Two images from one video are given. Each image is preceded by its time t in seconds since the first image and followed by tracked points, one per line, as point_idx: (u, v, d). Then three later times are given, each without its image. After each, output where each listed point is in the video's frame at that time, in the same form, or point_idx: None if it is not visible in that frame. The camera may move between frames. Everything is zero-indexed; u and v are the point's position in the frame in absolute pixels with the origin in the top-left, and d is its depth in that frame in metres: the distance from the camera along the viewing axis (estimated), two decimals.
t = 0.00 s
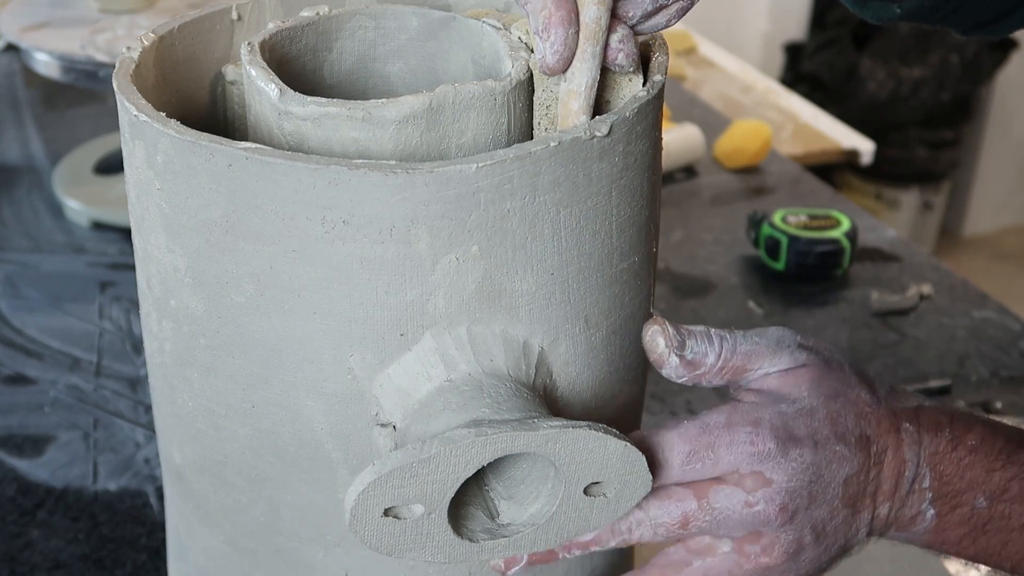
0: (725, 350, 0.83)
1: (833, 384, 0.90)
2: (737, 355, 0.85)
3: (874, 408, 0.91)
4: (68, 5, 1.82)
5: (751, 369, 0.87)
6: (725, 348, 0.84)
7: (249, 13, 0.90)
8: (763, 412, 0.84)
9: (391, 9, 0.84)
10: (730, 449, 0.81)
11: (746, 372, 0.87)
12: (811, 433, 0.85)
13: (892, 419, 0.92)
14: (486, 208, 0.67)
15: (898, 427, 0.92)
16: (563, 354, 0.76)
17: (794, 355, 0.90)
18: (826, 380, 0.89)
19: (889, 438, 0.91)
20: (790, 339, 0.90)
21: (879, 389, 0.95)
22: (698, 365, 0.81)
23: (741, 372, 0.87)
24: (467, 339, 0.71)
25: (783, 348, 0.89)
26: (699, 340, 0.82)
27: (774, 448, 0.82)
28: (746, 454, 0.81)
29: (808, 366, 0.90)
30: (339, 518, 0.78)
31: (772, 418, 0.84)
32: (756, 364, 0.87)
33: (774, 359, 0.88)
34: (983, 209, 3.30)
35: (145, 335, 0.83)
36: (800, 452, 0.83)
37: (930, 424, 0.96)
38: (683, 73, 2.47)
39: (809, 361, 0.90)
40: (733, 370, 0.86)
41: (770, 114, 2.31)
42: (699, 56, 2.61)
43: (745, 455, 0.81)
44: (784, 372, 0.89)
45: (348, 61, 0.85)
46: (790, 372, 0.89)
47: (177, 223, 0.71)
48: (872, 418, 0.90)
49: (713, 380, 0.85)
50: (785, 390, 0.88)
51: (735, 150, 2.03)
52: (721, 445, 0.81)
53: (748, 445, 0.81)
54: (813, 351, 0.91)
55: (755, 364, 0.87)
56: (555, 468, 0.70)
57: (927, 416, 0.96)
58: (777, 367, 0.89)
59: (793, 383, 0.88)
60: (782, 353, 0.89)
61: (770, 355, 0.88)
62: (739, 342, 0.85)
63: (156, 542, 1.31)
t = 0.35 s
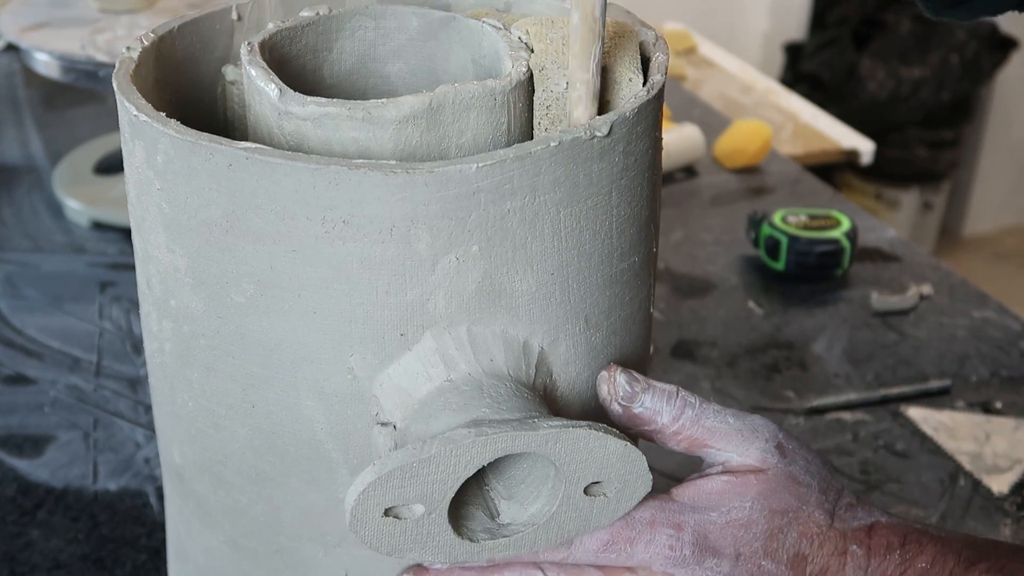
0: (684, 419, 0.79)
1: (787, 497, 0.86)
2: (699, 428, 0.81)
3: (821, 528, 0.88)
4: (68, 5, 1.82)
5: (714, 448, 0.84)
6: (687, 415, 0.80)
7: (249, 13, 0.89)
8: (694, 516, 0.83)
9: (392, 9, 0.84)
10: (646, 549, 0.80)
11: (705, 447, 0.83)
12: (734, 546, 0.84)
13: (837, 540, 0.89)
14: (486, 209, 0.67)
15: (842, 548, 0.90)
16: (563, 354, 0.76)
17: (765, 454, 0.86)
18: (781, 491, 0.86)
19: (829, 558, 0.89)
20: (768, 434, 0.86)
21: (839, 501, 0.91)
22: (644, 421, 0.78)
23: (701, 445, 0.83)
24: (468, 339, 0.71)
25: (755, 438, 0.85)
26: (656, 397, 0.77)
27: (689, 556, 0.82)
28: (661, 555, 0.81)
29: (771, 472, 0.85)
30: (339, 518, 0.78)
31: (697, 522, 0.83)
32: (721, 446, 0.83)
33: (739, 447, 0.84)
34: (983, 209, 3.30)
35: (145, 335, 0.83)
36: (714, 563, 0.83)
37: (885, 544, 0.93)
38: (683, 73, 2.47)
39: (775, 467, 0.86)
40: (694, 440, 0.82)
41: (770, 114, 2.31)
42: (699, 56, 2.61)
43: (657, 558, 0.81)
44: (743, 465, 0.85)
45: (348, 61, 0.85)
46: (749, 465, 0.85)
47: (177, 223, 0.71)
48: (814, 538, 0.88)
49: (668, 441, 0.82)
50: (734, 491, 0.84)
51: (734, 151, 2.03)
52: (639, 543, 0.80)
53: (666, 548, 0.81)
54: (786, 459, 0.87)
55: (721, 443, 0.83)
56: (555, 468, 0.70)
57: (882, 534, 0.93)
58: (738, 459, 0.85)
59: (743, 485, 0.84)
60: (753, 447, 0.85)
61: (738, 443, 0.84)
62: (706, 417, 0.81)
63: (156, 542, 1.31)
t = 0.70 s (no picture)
0: (696, 422, 0.79)
1: (790, 508, 0.87)
2: (710, 432, 0.81)
3: (821, 540, 0.90)
4: (68, 5, 1.82)
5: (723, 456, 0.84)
6: (699, 420, 0.80)
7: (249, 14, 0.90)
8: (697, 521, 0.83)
9: (392, 9, 0.85)
10: (649, 552, 0.80)
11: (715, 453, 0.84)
12: (734, 554, 0.85)
13: (836, 553, 0.90)
14: (486, 209, 0.67)
15: (840, 561, 0.90)
16: (563, 354, 0.76)
17: (774, 465, 0.86)
18: (786, 502, 0.87)
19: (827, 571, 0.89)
20: (779, 444, 0.87)
21: (841, 513, 0.92)
22: (655, 421, 0.78)
23: (710, 450, 0.83)
24: (468, 340, 0.71)
25: (767, 448, 0.85)
26: (669, 397, 0.78)
27: (690, 561, 0.82)
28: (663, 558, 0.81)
29: (778, 483, 0.86)
30: (339, 518, 0.78)
31: (700, 527, 0.84)
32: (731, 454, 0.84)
33: (750, 454, 0.85)
34: (983, 209, 3.30)
35: (145, 335, 0.83)
36: (715, 569, 0.83)
37: (883, 558, 0.93)
38: (682, 73, 2.47)
39: (781, 479, 0.87)
40: (704, 445, 0.82)
41: (770, 114, 2.31)
42: (699, 56, 2.61)
43: (659, 561, 0.81)
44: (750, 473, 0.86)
45: (349, 61, 0.85)
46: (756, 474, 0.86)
47: (177, 223, 0.71)
48: (813, 549, 0.89)
49: (678, 445, 0.82)
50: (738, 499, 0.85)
51: (734, 151, 2.04)
52: (642, 545, 0.80)
53: (668, 550, 0.81)
54: (794, 471, 0.88)
55: (732, 449, 0.84)
56: (555, 468, 0.70)
57: (880, 547, 0.94)
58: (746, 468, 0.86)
59: (748, 494, 0.85)
60: (763, 456, 0.85)
61: (749, 450, 0.84)
62: (718, 422, 0.81)
63: (156, 542, 1.31)
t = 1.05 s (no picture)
0: (703, 478, 0.86)
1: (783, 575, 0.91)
2: (714, 489, 0.87)
3: None
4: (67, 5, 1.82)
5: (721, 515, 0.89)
6: (705, 475, 0.86)
7: (248, 13, 0.90)
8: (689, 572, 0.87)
9: (391, 8, 0.84)
10: None
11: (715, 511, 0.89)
12: None
13: None
14: (486, 209, 0.67)
15: None
16: (563, 354, 0.76)
17: (770, 532, 0.90)
18: (777, 570, 0.90)
19: None
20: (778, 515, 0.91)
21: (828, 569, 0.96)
22: (668, 468, 0.85)
23: (710, 507, 0.89)
24: (467, 340, 0.71)
25: (765, 515, 0.90)
26: (685, 451, 0.84)
27: None
28: None
29: (772, 549, 0.90)
30: (339, 518, 0.78)
31: None
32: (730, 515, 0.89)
33: (747, 518, 0.89)
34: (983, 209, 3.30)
35: (145, 335, 0.83)
36: None
37: None
38: (683, 73, 2.47)
39: (775, 546, 0.91)
40: (707, 500, 0.88)
41: (770, 114, 2.31)
42: (699, 56, 2.61)
43: None
44: (745, 536, 0.91)
45: (348, 61, 0.85)
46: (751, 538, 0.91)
47: (176, 223, 0.71)
48: None
49: (681, 496, 0.88)
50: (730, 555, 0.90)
51: (734, 150, 2.03)
52: None
53: None
54: (788, 542, 0.91)
55: (732, 511, 0.89)
56: (555, 468, 0.70)
57: None
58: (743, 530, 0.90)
59: (737, 555, 0.90)
60: (760, 522, 0.90)
61: (747, 513, 0.89)
62: (723, 482, 0.87)
63: (156, 542, 1.30)
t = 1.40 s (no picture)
0: (688, 505, 0.84)
1: None
2: (699, 514, 0.85)
3: None
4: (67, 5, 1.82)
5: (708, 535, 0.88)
6: (690, 503, 0.84)
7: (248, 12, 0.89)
8: None
9: (391, 9, 0.84)
10: None
11: (702, 531, 0.87)
12: None
13: None
14: (486, 208, 0.67)
15: None
16: (563, 354, 0.75)
17: (758, 550, 0.89)
18: None
19: None
20: (767, 530, 0.89)
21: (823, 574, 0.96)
22: (652, 499, 0.83)
23: (697, 529, 0.87)
24: (467, 339, 0.71)
25: (753, 534, 0.88)
26: (669, 482, 0.83)
27: None
28: None
29: (760, 566, 0.89)
30: (340, 518, 0.78)
31: None
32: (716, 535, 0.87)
33: (734, 538, 0.88)
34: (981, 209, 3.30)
35: (144, 335, 0.82)
36: None
37: None
38: (683, 73, 2.46)
39: (764, 562, 0.89)
40: (693, 524, 0.86)
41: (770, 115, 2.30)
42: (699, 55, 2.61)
43: None
44: (733, 553, 0.89)
45: (348, 60, 0.85)
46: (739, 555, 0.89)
47: (176, 223, 0.71)
48: None
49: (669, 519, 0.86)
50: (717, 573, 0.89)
51: (735, 150, 2.02)
52: None
53: None
54: (775, 554, 0.89)
55: (717, 533, 0.87)
56: (555, 468, 0.70)
57: None
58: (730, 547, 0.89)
59: (728, 571, 0.89)
60: (747, 540, 0.88)
61: (733, 533, 0.87)
62: (709, 506, 0.85)
63: (156, 542, 1.31)
